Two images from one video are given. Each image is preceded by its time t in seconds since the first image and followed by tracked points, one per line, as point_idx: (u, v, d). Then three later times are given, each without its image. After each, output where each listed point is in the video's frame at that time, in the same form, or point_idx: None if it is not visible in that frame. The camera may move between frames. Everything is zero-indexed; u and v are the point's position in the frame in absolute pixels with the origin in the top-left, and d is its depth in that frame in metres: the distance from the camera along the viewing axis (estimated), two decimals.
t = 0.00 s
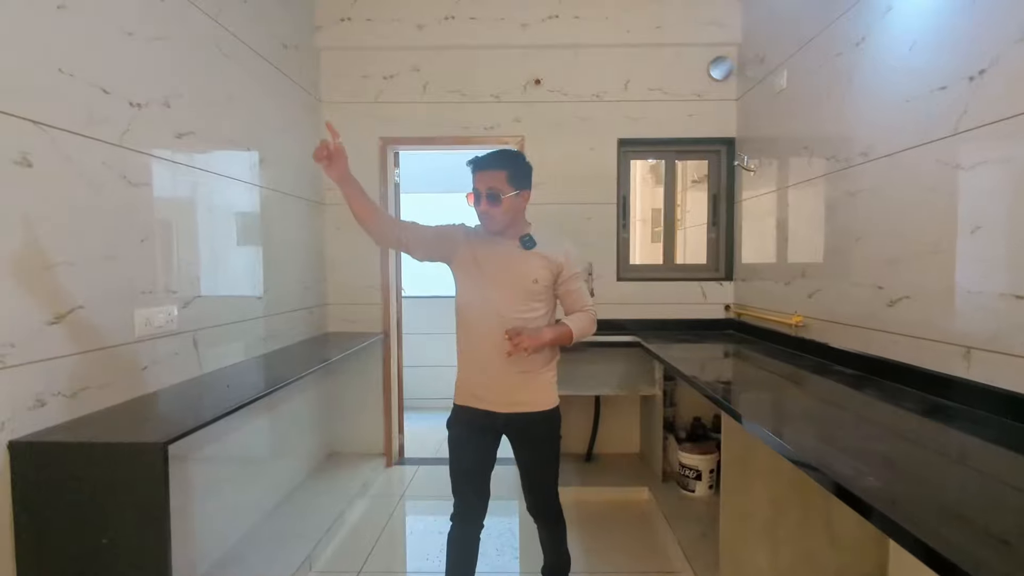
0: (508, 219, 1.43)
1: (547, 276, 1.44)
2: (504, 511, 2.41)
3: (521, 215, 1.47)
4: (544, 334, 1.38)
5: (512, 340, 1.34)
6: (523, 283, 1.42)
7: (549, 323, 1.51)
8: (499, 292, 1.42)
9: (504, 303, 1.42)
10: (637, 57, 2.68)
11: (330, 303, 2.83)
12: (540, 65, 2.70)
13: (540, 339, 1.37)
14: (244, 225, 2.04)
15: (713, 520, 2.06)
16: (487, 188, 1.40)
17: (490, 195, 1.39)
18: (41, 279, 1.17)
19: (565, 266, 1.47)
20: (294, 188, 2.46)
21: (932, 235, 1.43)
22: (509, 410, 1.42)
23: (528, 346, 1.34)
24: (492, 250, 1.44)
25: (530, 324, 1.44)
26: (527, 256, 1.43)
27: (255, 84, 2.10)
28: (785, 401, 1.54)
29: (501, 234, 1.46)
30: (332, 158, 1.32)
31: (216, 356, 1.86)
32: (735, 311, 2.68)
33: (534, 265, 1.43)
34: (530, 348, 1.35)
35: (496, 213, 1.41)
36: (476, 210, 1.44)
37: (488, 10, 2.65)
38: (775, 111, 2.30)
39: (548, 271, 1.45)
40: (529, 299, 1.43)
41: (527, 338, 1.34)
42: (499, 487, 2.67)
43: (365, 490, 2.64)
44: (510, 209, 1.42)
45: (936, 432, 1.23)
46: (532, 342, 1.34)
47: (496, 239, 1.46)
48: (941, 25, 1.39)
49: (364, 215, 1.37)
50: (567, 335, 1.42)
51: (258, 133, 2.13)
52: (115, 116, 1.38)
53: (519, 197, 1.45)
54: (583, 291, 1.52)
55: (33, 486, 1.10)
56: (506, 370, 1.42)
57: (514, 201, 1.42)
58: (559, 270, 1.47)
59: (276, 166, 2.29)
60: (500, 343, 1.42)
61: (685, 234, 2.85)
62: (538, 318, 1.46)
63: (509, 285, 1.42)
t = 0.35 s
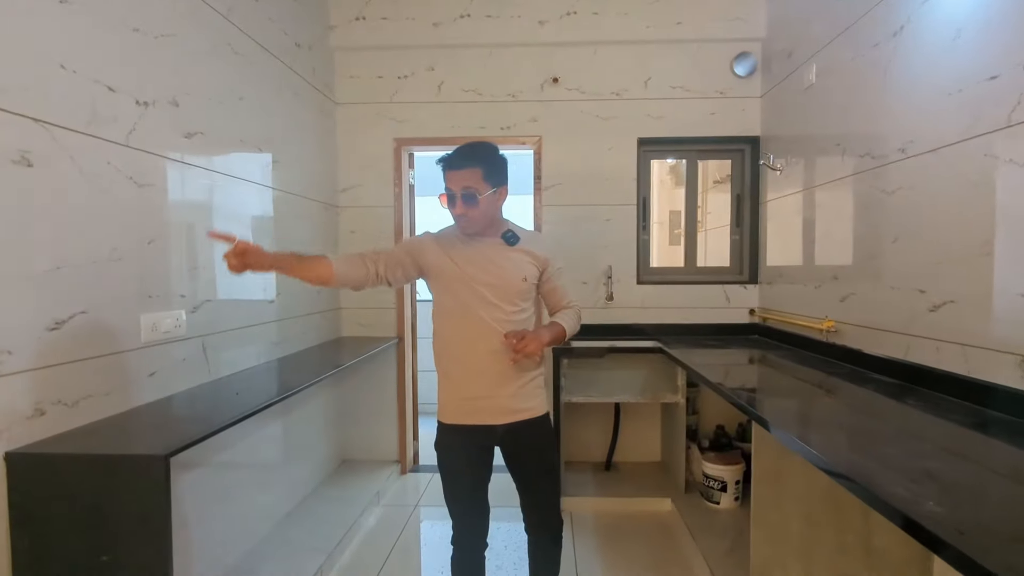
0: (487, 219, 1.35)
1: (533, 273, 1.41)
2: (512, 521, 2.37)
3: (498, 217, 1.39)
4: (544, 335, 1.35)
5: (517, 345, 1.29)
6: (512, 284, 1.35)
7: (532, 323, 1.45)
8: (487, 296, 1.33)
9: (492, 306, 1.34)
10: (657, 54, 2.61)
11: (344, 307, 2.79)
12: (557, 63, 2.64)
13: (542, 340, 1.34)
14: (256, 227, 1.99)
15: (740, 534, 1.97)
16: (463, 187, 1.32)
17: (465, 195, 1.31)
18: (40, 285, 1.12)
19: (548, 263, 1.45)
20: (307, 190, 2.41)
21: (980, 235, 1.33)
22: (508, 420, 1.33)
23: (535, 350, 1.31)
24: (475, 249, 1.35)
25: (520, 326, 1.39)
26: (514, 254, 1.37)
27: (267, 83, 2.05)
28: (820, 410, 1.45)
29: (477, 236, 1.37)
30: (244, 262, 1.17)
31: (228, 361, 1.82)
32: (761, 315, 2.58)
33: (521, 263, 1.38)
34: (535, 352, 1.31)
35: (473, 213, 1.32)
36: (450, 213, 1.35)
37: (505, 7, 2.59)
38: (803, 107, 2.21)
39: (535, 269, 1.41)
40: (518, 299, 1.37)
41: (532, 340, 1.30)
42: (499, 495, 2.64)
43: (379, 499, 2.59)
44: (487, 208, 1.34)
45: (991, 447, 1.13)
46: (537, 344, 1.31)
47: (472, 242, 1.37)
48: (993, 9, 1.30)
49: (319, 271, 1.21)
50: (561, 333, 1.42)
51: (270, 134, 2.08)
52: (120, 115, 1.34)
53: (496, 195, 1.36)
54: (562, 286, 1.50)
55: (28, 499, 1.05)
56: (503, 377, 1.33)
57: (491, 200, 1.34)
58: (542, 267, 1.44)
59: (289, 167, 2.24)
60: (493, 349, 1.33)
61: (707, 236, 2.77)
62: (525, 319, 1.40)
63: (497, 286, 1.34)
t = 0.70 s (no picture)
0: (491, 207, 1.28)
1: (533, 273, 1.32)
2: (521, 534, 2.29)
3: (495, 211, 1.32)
4: (549, 339, 1.27)
5: (522, 355, 1.21)
6: (513, 288, 1.26)
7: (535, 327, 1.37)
8: (486, 302, 1.24)
9: (493, 314, 1.24)
10: (671, 48, 2.53)
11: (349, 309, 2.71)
12: (568, 57, 2.56)
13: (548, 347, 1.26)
14: (257, 225, 1.92)
15: (762, 547, 1.89)
16: (470, 170, 1.26)
17: (477, 175, 1.25)
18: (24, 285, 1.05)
19: (547, 261, 1.37)
20: (311, 188, 2.34)
21: None
22: (508, 433, 1.25)
23: (541, 359, 1.22)
24: (472, 249, 1.26)
25: (524, 330, 1.30)
26: (513, 253, 1.28)
27: (269, 77, 1.99)
28: (854, 417, 1.36)
29: (476, 229, 1.28)
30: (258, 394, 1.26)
31: (228, 365, 1.75)
32: (780, 318, 2.50)
33: (521, 263, 1.29)
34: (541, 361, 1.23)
35: (485, 194, 1.26)
36: (458, 197, 1.25)
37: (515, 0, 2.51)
38: (825, 101, 2.13)
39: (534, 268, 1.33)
40: (519, 304, 1.28)
41: (537, 349, 1.22)
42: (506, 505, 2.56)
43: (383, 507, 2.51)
44: (493, 194, 1.28)
45: None
46: (543, 353, 1.23)
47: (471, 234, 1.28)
48: None
49: (322, 346, 1.11)
50: (565, 336, 1.34)
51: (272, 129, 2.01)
52: (114, 106, 1.27)
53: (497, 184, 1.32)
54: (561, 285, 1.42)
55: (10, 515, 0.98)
56: (506, 389, 1.25)
57: (495, 187, 1.30)
58: (542, 265, 1.36)
59: (292, 164, 2.17)
60: (494, 359, 1.24)
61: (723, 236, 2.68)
62: (526, 322, 1.32)
63: (498, 291, 1.24)
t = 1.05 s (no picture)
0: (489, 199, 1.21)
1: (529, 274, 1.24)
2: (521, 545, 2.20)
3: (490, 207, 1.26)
4: (545, 344, 1.21)
5: (518, 362, 1.15)
6: (508, 290, 1.19)
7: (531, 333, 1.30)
8: (480, 304, 1.17)
9: (487, 316, 1.17)
10: (674, 44, 2.47)
11: (343, 311, 2.64)
12: (569, 53, 2.50)
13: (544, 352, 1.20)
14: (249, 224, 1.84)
15: (770, 557, 1.83)
16: (470, 158, 1.19)
17: (477, 163, 1.18)
18: None
19: (544, 262, 1.30)
20: (304, 185, 2.27)
21: None
22: (503, 445, 1.18)
23: (538, 366, 1.16)
24: (465, 246, 1.19)
25: (519, 335, 1.24)
26: (507, 253, 1.21)
27: (260, 70, 1.91)
28: (871, 425, 1.30)
29: (470, 221, 1.21)
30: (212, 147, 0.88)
31: (218, 369, 1.67)
32: (784, 321, 2.44)
33: (516, 264, 1.22)
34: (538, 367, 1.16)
35: (483, 184, 1.18)
36: (454, 184, 1.17)
37: None
38: (833, 98, 2.07)
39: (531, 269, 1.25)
40: (514, 307, 1.21)
41: (534, 356, 1.16)
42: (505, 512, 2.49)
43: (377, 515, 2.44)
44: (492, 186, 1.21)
45: None
46: (540, 360, 1.16)
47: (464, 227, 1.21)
48: None
49: (274, 213, 0.95)
50: (563, 342, 1.27)
51: (263, 124, 1.94)
52: (93, 96, 1.19)
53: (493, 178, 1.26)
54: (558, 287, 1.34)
55: None
56: (500, 397, 1.18)
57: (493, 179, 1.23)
58: (538, 264, 1.28)
59: (284, 161, 2.10)
60: (488, 365, 1.18)
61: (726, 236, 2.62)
62: (521, 326, 1.25)
63: (493, 290, 1.18)
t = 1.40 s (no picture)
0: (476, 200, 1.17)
1: (517, 277, 1.20)
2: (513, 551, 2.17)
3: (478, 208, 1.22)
4: (531, 349, 1.17)
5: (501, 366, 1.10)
6: (494, 293, 1.15)
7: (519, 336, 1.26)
8: (465, 308, 1.12)
9: (471, 320, 1.13)
10: (672, 41, 2.44)
11: (335, 311, 2.59)
12: (565, 50, 2.46)
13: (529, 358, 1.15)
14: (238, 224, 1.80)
15: (771, 562, 1.79)
16: (458, 156, 1.15)
17: (465, 162, 1.14)
18: None
19: (533, 264, 1.26)
20: (295, 184, 2.22)
21: None
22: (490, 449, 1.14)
23: (524, 370, 1.12)
24: (449, 248, 1.14)
25: (506, 339, 1.19)
26: (494, 256, 1.17)
27: (249, 65, 1.87)
28: (876, 430, 1.26)
29: (456, 221, 1.17)
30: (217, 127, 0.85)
31: (205, 373, 1.63)
32: (782, 322, 2.41)
33: (503, 266, 1.17)
34: (523, 373, 1.12)
35: (469, 183, 1.14)
36: (440, 182, 1.13)
37: None
38: (833, 96, 2.04)
39: (519, 271, 1.21)
40: (500, 311, 1.17)
41: (519, 360, 1.11)
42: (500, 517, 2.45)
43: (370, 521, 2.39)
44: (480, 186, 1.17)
45: None
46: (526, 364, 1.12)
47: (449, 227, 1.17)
48: None
49: (259, 223, 0.91)
50: (550, 346, 1.23)
51: (252, 121, 1.89)
52: (72, 91, 1.15)
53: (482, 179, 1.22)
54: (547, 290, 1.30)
55: None
56: (485, 403, 1.14)
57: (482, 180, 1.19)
58: (527, 267, 1.24)
59: (275, 159, 2.05)
60: (473, 370, 1.13)
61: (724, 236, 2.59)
62: (508, 331, 1.21)
63: (478, 294, 1.13)
